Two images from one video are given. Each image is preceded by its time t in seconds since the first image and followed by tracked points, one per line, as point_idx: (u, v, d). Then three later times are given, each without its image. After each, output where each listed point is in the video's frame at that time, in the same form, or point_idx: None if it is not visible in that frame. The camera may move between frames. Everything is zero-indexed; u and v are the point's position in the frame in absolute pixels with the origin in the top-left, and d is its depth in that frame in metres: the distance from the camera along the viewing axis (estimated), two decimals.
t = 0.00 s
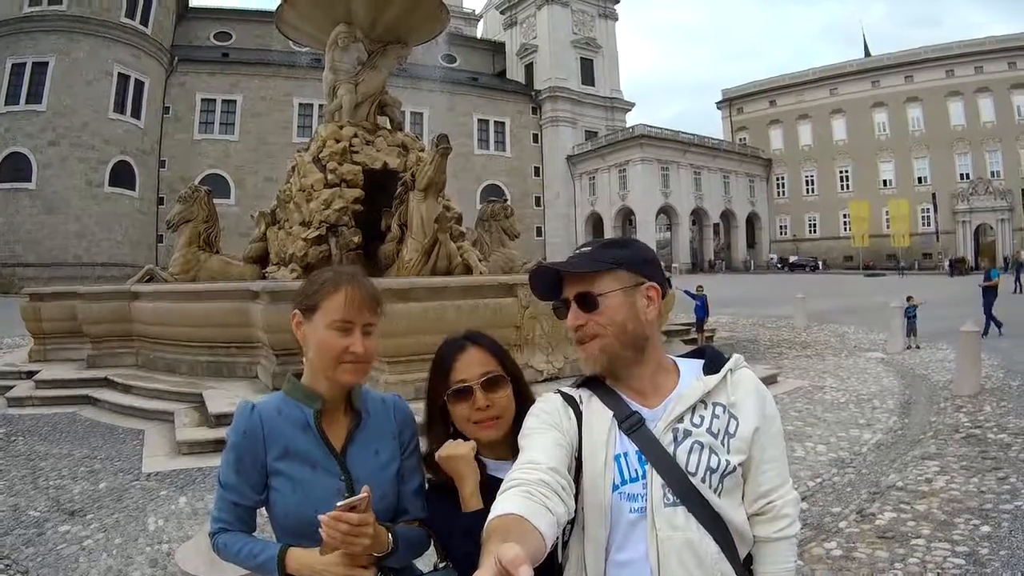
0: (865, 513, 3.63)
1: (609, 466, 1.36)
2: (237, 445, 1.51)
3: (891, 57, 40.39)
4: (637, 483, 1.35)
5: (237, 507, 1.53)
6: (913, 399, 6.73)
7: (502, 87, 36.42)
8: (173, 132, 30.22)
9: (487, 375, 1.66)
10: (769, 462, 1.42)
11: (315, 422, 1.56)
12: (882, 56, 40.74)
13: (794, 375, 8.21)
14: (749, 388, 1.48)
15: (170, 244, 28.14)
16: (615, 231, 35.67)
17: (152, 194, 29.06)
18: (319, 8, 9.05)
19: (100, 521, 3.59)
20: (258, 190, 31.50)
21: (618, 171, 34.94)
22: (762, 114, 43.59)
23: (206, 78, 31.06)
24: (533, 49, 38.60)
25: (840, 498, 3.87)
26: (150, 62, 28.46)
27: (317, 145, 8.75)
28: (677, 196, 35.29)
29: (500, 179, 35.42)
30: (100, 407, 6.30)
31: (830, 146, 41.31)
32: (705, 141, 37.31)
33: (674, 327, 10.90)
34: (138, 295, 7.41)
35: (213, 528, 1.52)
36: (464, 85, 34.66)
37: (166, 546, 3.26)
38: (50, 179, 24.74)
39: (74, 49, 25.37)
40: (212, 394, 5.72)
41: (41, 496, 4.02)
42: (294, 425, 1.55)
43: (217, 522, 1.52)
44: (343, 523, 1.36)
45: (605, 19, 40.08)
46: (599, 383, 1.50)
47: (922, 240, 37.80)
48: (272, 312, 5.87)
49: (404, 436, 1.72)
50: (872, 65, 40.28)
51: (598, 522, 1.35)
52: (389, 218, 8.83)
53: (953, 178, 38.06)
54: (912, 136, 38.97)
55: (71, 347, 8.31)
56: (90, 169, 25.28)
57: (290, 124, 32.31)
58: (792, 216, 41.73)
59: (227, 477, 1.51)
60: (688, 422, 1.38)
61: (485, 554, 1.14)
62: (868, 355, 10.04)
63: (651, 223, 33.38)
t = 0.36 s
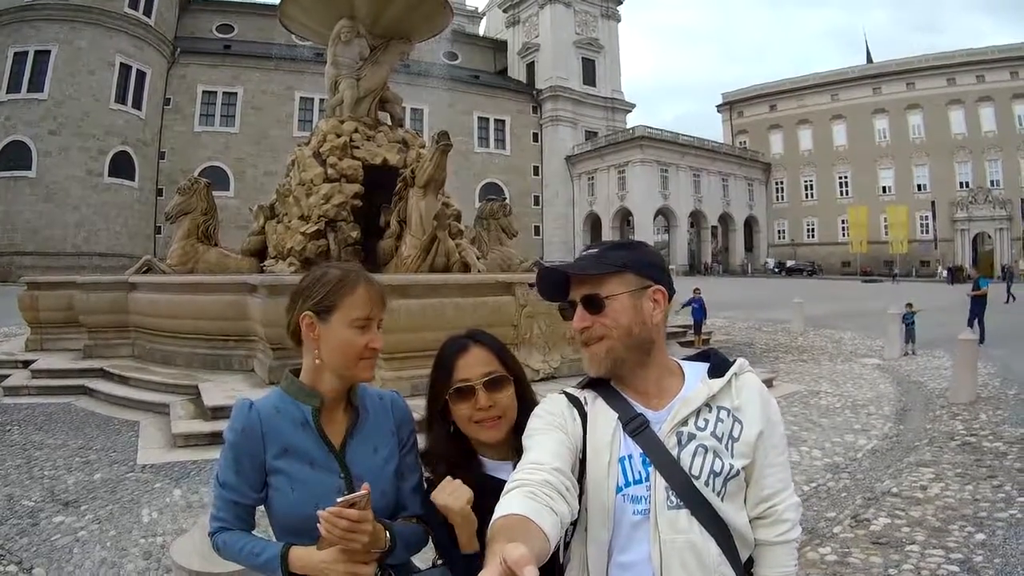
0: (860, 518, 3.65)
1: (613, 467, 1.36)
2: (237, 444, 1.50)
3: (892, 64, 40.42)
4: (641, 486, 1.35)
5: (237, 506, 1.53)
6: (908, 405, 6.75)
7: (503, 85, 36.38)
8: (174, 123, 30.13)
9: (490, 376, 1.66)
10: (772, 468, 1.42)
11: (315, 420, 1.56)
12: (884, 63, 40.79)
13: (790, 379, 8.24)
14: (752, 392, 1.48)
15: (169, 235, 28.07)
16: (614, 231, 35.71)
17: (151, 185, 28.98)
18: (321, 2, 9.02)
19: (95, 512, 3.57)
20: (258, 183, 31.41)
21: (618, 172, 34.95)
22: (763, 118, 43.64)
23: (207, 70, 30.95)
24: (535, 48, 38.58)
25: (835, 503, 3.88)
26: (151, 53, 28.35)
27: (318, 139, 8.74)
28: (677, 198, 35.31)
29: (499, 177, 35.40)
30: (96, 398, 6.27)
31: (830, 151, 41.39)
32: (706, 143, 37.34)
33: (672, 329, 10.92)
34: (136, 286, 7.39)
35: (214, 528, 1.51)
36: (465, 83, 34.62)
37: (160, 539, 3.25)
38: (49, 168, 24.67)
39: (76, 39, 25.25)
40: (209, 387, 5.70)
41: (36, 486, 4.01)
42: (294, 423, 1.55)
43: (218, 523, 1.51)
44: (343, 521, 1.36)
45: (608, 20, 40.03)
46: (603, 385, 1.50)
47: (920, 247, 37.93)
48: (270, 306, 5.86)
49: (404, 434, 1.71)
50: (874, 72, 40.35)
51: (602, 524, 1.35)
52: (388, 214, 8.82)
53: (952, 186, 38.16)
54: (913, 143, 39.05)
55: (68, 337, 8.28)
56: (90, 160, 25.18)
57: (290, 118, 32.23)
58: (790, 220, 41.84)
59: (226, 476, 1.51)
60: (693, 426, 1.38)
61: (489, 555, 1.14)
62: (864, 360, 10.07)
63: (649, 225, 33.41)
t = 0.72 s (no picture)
0: (857, 515, 3.66)
1: (609, 463, 1.36)
2: (232, 439, 1.49)
3: (888, 63, 40.48)
4: (639, 481, 1.35)
5: (226, 497, 1.52)
6: (904, 403, 6.77)
7: (499, 84, 36.36)
8: (169, 121, 30.05)
9: (491, 369, 1.66)
10: (769, 463, 1.42)
11: (312, 415, 1.55)
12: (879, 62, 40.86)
13: (786, 377, 8.26)
14: (750, 388, 1.48)
15: (164, 234, 27.97)
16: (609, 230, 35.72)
17: (147, 183, 28.90)
18: None
19: (90, 510, 3.56)
20: (253, 181, 31.29)
21: (613, 171, 34.94)
22: (758, 117, 43.71)
23: (203, 68, 30.86)
24: (530, 47, 38.57)
25: (830, 500, 3.89)
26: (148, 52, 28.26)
27: (314, 138, 8.73)
28: (672, 197, 35.35)
29: (495, 176, 35.40)
30: (92, 396, 6.25)
31: (825, 150, 41.46)
32: (702, 142, 37.36)
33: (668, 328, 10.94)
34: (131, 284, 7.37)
35: (196, 514, 1.50)
36: (461, 82, 34.60)
37: (157, 536, 3.24)
38: (45, 166, 24.61)
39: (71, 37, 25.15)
40: (204, 385, 5.69)
41: (32, 483, 3.99)
42: (291, 417, 1.53)
43: (204, 511, 1.50)
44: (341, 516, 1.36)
45: (604, 19, 40.04)
46: (606, 379, 1.51)
47: (916, 246, 37.99)
48: (265, 305, 5.85)
49: (402, 429, 1.72)
50: (870, 71, 40.44)
51: (599, 519, 1.35)
52: (383, 211, 8.82)
53: (947, 185, 38.22)
54: (908, 142, 39.12)
55: (64, 335, 8.26)
56: (85, 158, 25.08)
57: (286, 116, 32.14)
58: (786, 219, 41.92)
59: (218, 469, 1.50)
60: (691, 421, 1.38)
61: (487, 551, 1.13)
62: (860, 359, 10.10)
63: (645, 224, 33.42)
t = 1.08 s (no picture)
0: (853, 515, 3.66)
1: (601, 463, 1.37)
2: (221, 436, 1.48)
3: (884, 63, 40.54)
4: (631, 482, 1.35)
5: (204, 488, 1.51)
6: (901, 403, 6.78)
7: (496, 84, 36.38)
8: (166, 122, 30.01)
9: (483, 370, 1.67)
10: (761, 464, 1.42)
11: (304, 416, 1.55)
12: (876, 61, 40.92)
13: (784, 377, 8.27)
14: (743, 388, 1.49)
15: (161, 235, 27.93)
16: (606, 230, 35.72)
17: (144, 184, 28.86)
18: (313, 1, 8.99)
19: (88, 511, 3.56)
20: (250, 182, 31.25)
21: (611, 171, 34.95)
22: (755, 117, 43.79)
23: (200, 69, 30.83)
24: (527, 48, 38.57)
25: (828, 500, 3.90)
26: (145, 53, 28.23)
27: (310, 139, 8.73)
28: (670, 197, 35.37)
29: (492, 176, 35.40)
30: (89, 398, 6.24)
31: (823, 150, 41.53)
32: (699, 142, 37.41)
33: (666, 328, 10.95)
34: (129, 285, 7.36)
35: (169, 496, 1.49)
36: (458, 82, 34.60)
37: (154, 537, 3.24)
38: (42, 168, 24.55)
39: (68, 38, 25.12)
40: (202, 386, 5.67)
41: (29, 484, 3.99)
42: (283, 420, 1.53)
43: (175, 494, 1.48)
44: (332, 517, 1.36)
45: (601, 19, 40.08)
46: (602, 377, 1.51)
47: (913, 245, 38.07)
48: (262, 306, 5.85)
49: (394, 431, 1.73)
50: (867, 70, 40.49)
51: (592, 521, 1.35)
52: (380, 212, 8.81)
53: (945, 183, 38.29)
54: (905, 142, 39.20)
55: (60, 337, 8.24)
56: (83, 159, 25.04)
57: (283, 117, 32.12)
58: (783, 219, 41.97)
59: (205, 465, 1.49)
60: (682, 422, 1.39)
61: (479, 552, 1.14)
62: (857, 358, 10.12)
63: (643, 224, 33.44)
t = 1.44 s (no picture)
0: (855, 514, 3.66)
1: (605, 462, 1.36)
2: (218, 439, 1.46)
3: (884, 61, 40.55)
4: (633, 480, 1.35)
5: (203, 492, 1.50)
6: (902, 401, 6.79)
7: (495, 84, 36.42)
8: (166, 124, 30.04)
9: (477, 368, 1.68)
10: (764, 462, 1.42)
11: (305, 418, 1.54)
12: (876, 60, 40.93)
13: (784, 376, 8.28)
14: (746, 387, 1.49)
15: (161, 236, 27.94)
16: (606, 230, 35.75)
17: (143, 186, 28.86)
18: (312, 3, 9.00)
19: (90, 513, 3.56)
20: (250, 183, 31.29)
21: (610, 171, 34.97)
22: (755, 116, 43.81)
23: (200, 70, 30.84)
24: (526, 48, 38.57)
25: (829, 498, 3.90)
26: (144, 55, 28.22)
27: (310, 140, 8.74)
28: (669, 197, 35.40)
29: (492, 176, 35.40)
30: (90, 399, 6.23)
31: (822, 149, 41.57)
32: (699, 142, 37.44)
33: (667, 327, 10.95)
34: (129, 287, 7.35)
35: (165, 500, 1.48)
36: (457, 83, 34.64)
37: (155, 539, 3.24)
38: (41, 170, 24.56)
39: (68, 40, 25.10)
40: (202, 387, 5.66)
41: (30, 486, 3.98)
42: (284, 422, 1.52)
43: (174, 499, 1.48)
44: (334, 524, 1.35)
45: (599, 19, 40.08)
46: (602, 376, 1.51)
47: (913, 244, 38.15)
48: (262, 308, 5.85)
49: (390, 429, 1.76)
50: (866, 69, 40.50)
51: (595, 519, 1.35)
52: (380, 213, 8.80)
53: (944, 182, 38.34)
54: (905, 140, 39.24)
55: (61, 339, 8.23)
56: (83, 160, 25.01)
57: (282, 118, 32.15)
58: (783, 218, 42.01)
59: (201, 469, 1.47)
60: (685, 421, 1.39)
61: (483, 550, 1.13)
62: (857, 357, 10.13)
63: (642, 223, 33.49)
